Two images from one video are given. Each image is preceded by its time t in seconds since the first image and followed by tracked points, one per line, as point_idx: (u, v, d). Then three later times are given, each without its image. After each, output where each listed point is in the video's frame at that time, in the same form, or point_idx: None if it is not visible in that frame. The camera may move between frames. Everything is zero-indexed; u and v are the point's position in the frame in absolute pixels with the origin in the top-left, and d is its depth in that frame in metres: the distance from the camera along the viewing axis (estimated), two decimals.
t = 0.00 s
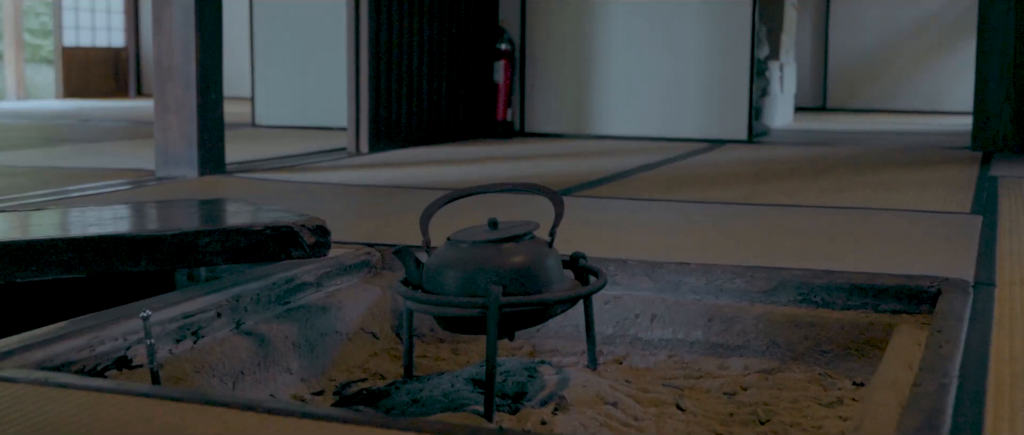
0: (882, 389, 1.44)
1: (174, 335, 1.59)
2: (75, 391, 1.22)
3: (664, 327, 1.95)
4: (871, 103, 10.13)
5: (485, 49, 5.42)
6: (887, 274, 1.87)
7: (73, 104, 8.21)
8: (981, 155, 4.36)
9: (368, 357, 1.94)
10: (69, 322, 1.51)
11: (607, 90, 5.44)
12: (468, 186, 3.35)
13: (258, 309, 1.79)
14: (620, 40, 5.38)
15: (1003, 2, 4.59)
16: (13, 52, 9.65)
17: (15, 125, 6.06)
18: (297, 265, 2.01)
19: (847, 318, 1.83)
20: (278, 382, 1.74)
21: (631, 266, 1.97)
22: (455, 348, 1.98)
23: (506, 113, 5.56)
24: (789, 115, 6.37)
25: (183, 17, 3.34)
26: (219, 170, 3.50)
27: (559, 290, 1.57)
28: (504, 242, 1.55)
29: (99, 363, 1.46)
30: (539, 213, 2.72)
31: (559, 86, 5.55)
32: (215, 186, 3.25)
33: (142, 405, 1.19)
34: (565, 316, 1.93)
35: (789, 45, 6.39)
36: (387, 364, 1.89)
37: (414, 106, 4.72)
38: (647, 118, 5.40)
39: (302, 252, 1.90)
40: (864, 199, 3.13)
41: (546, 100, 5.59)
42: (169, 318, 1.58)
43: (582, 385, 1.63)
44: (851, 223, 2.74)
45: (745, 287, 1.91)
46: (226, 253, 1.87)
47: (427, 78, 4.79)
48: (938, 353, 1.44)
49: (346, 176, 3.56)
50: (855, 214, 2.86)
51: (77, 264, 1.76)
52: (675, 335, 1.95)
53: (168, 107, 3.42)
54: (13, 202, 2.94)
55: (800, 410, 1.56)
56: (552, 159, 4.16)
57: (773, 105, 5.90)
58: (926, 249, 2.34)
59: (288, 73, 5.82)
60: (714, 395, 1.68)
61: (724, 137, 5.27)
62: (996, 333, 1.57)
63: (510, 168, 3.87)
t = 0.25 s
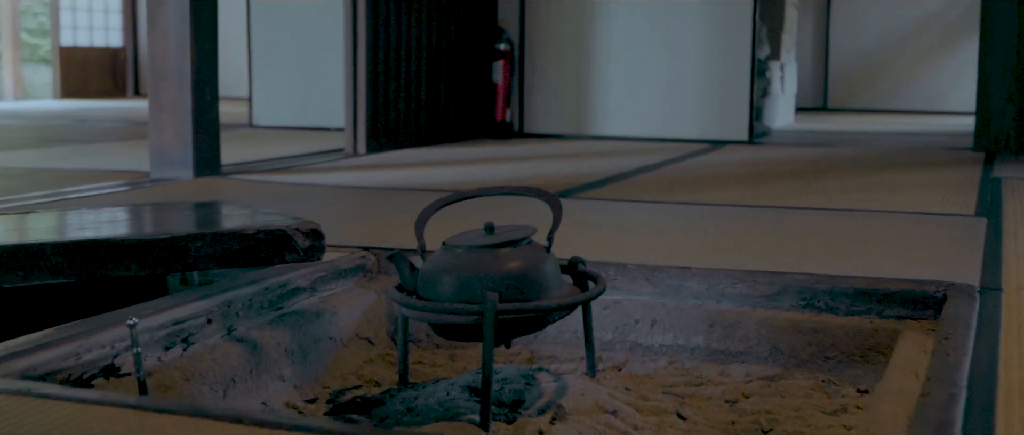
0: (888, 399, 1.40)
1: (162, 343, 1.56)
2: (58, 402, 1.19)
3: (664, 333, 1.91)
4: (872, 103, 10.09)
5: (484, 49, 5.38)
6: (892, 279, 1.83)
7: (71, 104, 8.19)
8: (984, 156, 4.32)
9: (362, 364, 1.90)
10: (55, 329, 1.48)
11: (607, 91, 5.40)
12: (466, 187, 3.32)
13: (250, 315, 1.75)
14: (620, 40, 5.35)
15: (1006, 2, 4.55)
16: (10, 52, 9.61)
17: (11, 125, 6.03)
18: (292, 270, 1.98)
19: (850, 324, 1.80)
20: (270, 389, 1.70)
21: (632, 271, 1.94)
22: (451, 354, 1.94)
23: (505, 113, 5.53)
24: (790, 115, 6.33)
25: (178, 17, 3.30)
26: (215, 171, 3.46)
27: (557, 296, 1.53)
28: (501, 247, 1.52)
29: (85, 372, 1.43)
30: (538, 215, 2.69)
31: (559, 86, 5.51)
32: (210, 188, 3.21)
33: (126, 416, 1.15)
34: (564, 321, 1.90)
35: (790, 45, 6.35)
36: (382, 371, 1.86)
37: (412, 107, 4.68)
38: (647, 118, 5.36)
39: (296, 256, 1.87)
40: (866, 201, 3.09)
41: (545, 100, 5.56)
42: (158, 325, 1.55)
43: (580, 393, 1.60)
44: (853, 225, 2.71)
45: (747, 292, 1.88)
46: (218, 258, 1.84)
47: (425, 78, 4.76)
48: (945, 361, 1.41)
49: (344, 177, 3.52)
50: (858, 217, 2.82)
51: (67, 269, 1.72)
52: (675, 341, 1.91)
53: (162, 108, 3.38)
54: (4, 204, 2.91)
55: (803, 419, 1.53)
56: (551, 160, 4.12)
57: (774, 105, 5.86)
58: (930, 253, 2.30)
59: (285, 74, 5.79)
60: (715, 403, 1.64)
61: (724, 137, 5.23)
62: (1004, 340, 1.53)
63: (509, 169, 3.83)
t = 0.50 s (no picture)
0: (897, 410, 1.36)
1: (151, 351, 1.52)
2: (39, 415, 1.15)
3: (666, 340, 1.87)
4: (873, 104, 10.04)
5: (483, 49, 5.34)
6: (899, 284, 1.79)
7: (68, 105, 8.15)
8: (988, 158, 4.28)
9: (357, 371, 1.87)
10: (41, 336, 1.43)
11: (607, 91, 5.36)
12: (465, 189, 3.28)
13: (242, 322, 1.71)
14: (620, 40, 5.31)
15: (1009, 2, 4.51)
16: (8, 52, 9.57)
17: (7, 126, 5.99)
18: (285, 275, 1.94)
19: (856, 331, 1.76)
20: (261, 399, 1.66)
21: (632, 276, 1.90)
22: (449, 361, 1.90)
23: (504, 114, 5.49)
24: (791, 115, 6.29)
25: (173, 17, 3.26)
26: (210, 173, 3.42)
27: (556, 304, 1.49)
28: (498, 254, 1.48)
29: (71, 382, 1.38)
30: (537, 219, 2.65)
31: (558, 87, 5.47)
32: (205, 190, 3.17)
33: (109, 430, 1.11)
34: (563, 328, 1.86)
35: (791, 45, 6.31)
36: (378, 379, 1.82)
37: (410, 108, 4.64)
38: (648, 119, 5.32)
39: (290, 261, 1.83)
40: (870, 204, 3.05)
41: (545, 101, 5.52)
42: (147, 333, 1.51)
43: (580, 403, 1.56)
44: (857, 229, 2.67)
45: (750, 298, 1.84)
46: (210, 263, 1.80)
47: (424, 79, 4.72)
48: (956, 371, 1.37)
49: (341, 179, 3.49)
50: (862, 220, 2.78)
51: (55, 275, 1.68)
52: (677, 348, 1.87)
53: (157, 109, 3.34)
54: None
55: (809, 429, 1.49)
56: (551, 161, 4.08)
57: (775, 105, 5.82)
58: (937, 258, 2.26)
59: (283, 74, 5.75)
60: (718, 413, 1.60)
61: (725, 138, 5.19)
62: (1016, 348, 1.49)
63: (508, 171, 3.79)
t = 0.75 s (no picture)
0: (905, 422, 1.33)
1: (141, 360, 1.48)
2: (22, 428, 1.11)
3: (668, 346, 1.84)
4: (875, 105, 10.00)
5: (482, 50, 5.31)
6: (905, 290, 1.75)
7: (66, 106, 8.11)
8: (992, 160, 4.24)
9: (353, 378, 1.83)
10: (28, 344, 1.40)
11: (607, 91, 5.33)
12: (463, 192, 3.25)
13: (235, 328, 1.68)
14: (620, 41, 5.27)
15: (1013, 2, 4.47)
16: (8, 52, 9.54)
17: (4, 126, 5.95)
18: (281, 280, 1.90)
19: (862, 338, 1.73)
20: (255, 407, 1.63)
21: (632, 281, 1.87)
22: (446, 368, 1.86)
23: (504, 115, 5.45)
24: (793, 116, 6.26)
25: (169, 17, 3.22)
26: (206, 175, 3.39)
27: (556, 312, 1.46)
28: (497, 260, 1.44)
29: (58, 392, 1.35)
30: (536, 222, 2.61)
31: (558, 87, 5.43)
32: (201, 192, 3.14)
33: None
34: (563, 334, 1.82)
35: (792, 45, 6.27)
36: (374, 386, 1.78)
37: (409, 109, 4.61)
38: (648, 120, 5.29)
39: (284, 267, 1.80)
40: (873, 207, 3.02)
41: (545, 101, 5.48)
42: (136, 341, 1.47)
43: (580, 412, 1.53)
44: (861, 232, 2.64)
45: (754, 304, 1.80)
46: (203, 268, 1.76)
47: (423, 79, 4.68)
48: (966, 382, 1.33)
49: (338, 180, 3.45)
50: (865, 223, 2.75)
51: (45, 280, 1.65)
52: (679, 354, 1.83)
53: (152, 110, 3.30)
54: None
55: None
56: (551, 162, 4.05)
57: (776, 106, 5.78)
58: (943, 262, 2.23)
59: (281, 75, 5.71)
60: (722, 422, 1.57)
61: (727, 139, 5.16)
62: None
63: (507, 172, 3.76)
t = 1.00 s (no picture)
0: None
1: (131, 370, 1.44)
2: None
3: (671, 355, 1.79)
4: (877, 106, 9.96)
5: (482, 50, 5.26)
6: (914, 298, 1.72)
7: (64, 106, 8.06)
8: (997, 162, 4.20)
9: (349, 387, 1.78)
10: (14, 355, 1.36)
11: (608, 92, 5.28)
12: (463, 195, 3.20)
13: (228, 337, 1.64)
14: (620, 41, 5.23)
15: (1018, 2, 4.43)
16: (5, 52, 9.50)
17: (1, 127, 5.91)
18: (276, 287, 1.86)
19: (870, 347, 1.69)
20: (249, 419, 1.59)
21: (636, 289, 1.83)
22: (443, 377, 1.82)
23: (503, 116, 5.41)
24: (794, 117, 6.22)
25: (164, 17, 3.18)
26: (203, 178, 3.35)
27: (557, 322, 1.42)
28: (496, 269, 1.40)
29: (44, 405, 1.31)
30: (536, 227, 2.58)
31: (558, 88, 5.39)
32: (197, 195, 3.10)
33: None
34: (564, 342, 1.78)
35: (794, 46, 6.23)
36: (371, 396, 1.74)
37: (408, 110, 4.57)
38: (649, 121, 5.24)
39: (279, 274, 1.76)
40: (879, 210, 2.98)
41: (545, 102, 5.44)
42: (126, 352, 1.43)
43: (582, 424, 1.49)
44: (867, 236, 2.59)
45: (759, 312, 1.76)
46: (196, 275, 1.72)
47: (422, 79, 4.64)
48: (981, 394, 1.29)
49: (336, 183, 3.41)
50: (871, 227, 2.71)
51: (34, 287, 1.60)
52: (683, 363, 1.78)
53: (148, 112, 3.26)
54: None
55: None
56: (551, 164, 4.01)
57: (778, 106, 5.74)
58: (951, 267, 2.19)
59: (279, 75, 5.67)
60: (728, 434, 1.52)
61: (729, 141, 5.12)
62: None
63: (507, 174, 3.72)
